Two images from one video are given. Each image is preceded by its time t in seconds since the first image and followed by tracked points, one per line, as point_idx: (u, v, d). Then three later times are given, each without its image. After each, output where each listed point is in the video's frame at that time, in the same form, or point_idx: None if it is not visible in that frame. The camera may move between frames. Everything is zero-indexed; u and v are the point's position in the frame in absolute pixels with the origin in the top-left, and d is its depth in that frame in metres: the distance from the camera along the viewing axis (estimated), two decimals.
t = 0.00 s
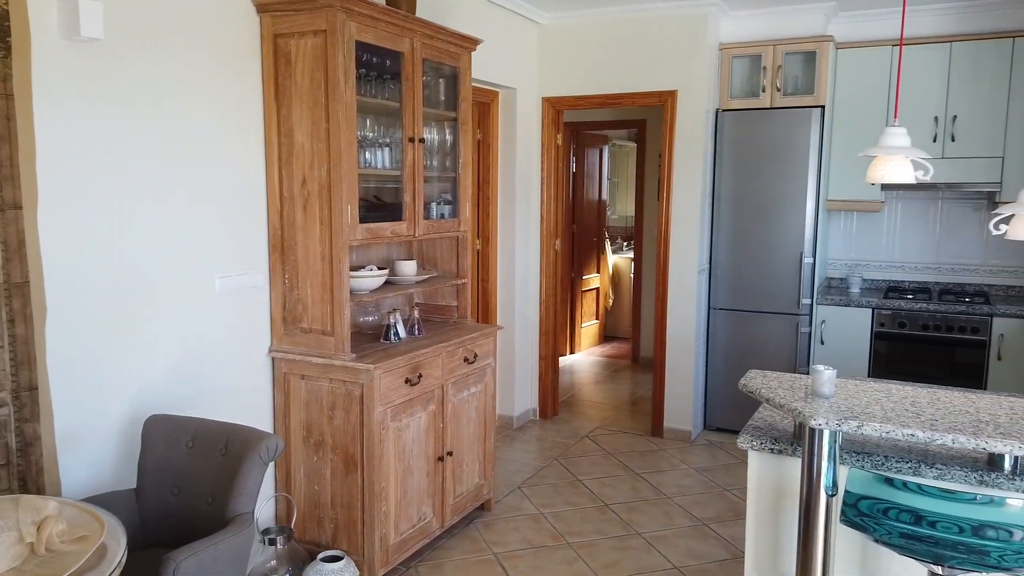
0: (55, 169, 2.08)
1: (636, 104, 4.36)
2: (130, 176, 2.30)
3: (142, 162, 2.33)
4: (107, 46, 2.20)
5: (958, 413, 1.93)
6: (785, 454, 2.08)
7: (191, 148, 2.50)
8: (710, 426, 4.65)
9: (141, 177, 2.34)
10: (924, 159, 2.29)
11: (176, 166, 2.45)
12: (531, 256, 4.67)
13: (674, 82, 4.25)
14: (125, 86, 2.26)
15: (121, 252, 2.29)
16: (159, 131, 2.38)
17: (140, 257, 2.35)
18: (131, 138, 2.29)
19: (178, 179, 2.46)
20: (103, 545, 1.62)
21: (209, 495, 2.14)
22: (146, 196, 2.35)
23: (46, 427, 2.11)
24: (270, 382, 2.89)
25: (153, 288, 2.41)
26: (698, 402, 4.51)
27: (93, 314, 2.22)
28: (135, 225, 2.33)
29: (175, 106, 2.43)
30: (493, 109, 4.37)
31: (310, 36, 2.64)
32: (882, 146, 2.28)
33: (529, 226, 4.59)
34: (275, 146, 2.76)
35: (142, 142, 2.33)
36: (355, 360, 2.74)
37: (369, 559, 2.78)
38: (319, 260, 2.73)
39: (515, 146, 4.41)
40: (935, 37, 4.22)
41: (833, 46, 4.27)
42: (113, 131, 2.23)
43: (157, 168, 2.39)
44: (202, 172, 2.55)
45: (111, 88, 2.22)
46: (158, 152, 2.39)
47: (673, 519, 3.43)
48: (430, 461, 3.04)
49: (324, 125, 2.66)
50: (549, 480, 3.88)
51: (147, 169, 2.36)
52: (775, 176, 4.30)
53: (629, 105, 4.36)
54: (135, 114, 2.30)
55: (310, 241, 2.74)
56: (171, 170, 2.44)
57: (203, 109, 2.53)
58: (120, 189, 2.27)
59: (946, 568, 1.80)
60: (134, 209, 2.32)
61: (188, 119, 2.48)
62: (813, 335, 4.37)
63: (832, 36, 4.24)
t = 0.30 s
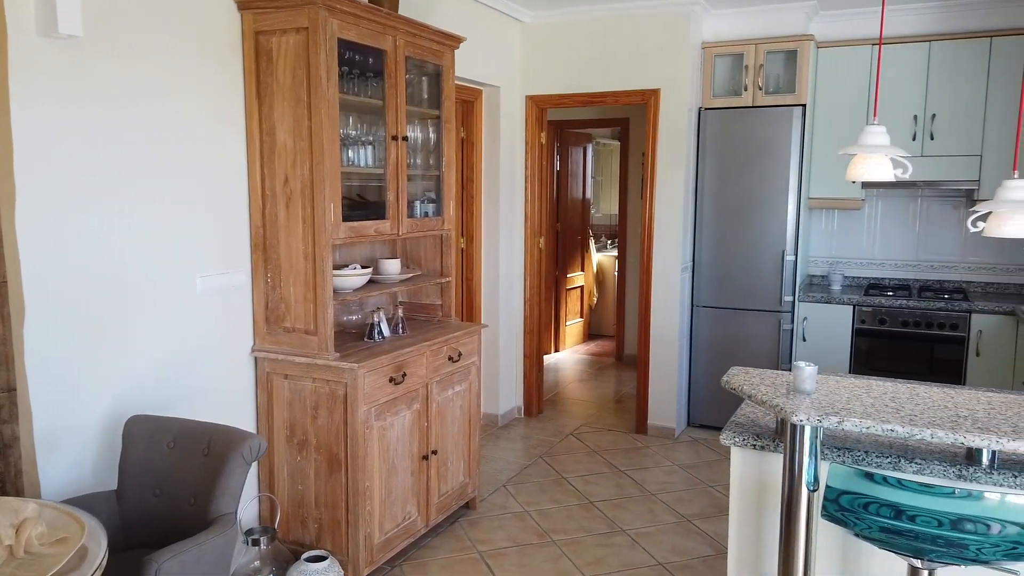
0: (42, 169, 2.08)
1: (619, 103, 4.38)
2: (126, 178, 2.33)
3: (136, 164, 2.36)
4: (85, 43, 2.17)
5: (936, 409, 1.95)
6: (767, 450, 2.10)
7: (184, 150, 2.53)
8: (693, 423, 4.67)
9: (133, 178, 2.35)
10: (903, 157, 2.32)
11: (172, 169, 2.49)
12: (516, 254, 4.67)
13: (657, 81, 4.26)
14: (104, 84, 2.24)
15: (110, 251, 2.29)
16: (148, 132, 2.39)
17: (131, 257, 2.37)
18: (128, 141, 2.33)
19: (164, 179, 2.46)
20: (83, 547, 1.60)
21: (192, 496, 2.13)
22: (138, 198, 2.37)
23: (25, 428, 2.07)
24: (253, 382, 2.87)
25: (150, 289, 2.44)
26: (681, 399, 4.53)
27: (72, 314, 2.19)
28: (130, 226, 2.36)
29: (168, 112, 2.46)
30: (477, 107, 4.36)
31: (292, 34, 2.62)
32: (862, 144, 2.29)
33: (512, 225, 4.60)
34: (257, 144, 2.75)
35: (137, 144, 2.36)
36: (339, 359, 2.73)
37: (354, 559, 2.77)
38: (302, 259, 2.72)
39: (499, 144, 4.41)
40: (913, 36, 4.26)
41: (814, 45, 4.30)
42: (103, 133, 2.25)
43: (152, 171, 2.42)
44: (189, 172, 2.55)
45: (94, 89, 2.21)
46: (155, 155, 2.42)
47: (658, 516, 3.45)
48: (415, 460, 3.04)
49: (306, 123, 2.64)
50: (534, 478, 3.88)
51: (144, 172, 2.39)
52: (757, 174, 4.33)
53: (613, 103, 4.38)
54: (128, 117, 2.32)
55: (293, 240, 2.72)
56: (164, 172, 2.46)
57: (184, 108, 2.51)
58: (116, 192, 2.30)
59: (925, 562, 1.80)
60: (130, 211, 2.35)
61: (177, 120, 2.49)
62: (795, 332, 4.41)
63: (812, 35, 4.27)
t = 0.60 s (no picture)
0: (41, 168, 2.12)
1: (604, 101, 4.39)
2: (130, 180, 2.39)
3: (136, 166, 2.41)
4: (65, 40, 2.15)
5: (917, 404, 1.97)
6: (751, 445, 2.11)
7: (183, 153, 2.57)
8: (679, 420, 4.69)
9: (114, 177, 2.33)
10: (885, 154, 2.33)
11: (172, 171, 2.53)
12: (501, 252, 4.67)
13: (642, 79, 4.27)
14: (84, 81, 2.22)
15: (91, 249, 2.28)
16: (139, 133, 2.40)
17: (113, 255, 2.35)
18: (128, 143, 2.37)
19: (145, 178, 2.44)
20: (64, 548, 1.59)
21: (174, 496, 2.11)
22: (139, 199, 2.42)
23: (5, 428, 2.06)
24: (237, 381, 2.86)
25: (150, 289, 2.48)
26: (667, 396, 4.55)
27: (52, 313, 2.17)
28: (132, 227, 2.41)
29: (168, 118, 2.50)
30: (462, 105, 4.36)
31: (274, 31, 2.61)
32: (844, 142, 2.30)
33: (498, 222, 4.59)
34: (240, 141, 2.73)
35: (137, 146, 2.40)
36: (323, 358, 2.71)
37: (339, 558, 2.76)
38: (285, 257, 2.71)
39: (484, 142, 4.41)
40: (895, 34, 4.29)
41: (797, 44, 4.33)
42: (90, 131, 2.25)
43: (153, 173, 2.47)
44: (170, 170, 2.53)
45: (89, 90, 2.24)
46: (155, 158, 2.47)
47: (643, 512, 3.46)
48: (400, 459, 3.03)
49: (290, 120, 2.63)
50: (520, 476, 3.89)
51: (144, 174, 2.44)
52: (741, 172, 4.36)
53: (598, 101, 4.38)
54: (128, 120, 2.37)
55: (276, 237, 2.71)
56: (164, 174, 2.51)
57: (165, 105, 2.49)
58: (119, 194, 2.35)
59: (906, 557, 1.81)
60: (132, 212, 2.40)
61: (165, 120, 2.49)
62: (779, 328, 4.44)
63: (795, 34, 4.29)
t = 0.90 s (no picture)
0: (19, 166, 2.09)
1: (589, 98, 4.39)
2: (135, 182, 2.45)
3: (136, 166, 2.45)
4: (43, 36, 2.13)
5: (898, 399, 1.99)
6: (735, 441, 2.12)
7: (170, 151, 2.57)
8: (664, 416, 4.71)
9: (94, 174, 2.31)
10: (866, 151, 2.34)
11: (159, 169, 2.53)
12: (486, 250, 4.67)
13: (626, 76, 4.28)
14: (62, 77, 2.19)
15: (71, 247, 2.25)
16: (119, 130, 2.38)
17: (93, 254, 2.32)
18: (128, 143, 2.42)
19: (126, 175, 2.41)
20: (44, 549, 1.57)
21: (157, 496, 2.10)
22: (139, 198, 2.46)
23: None
24: (220, 380, 2.83)
25: (131, 287, 2.46)
26: (652, 393, 4.57)
27: (31, 312, 2.15)
28: (134, 226, 2.46)
29: (161, 118, 2.52)
30: (446, 102, 4.35)
31: (256, 27, 2.59)
32: (825, 139, 2.32)
33: (483, 220, 4.59)
34: (222, 138, 2.71)
35: (137, 146, 2.45)
36: (307, 356, 2.70)
37: (325, 557, 2.75)
38: (268, 255, 2.69)
39: (469, 139, 4.40)
40: (876, 33, 4.33)
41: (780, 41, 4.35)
42: (69, 128, 2.22)
43: (154, 173, 2.51)
44: (152, 168, 2.51)
45: (68, 86, 2.21)
46: (156, 159, 2.52)
47: (628, 508, 3.48)
48: (385, 457, 3.02)
49: (272, 117, 2.61)
50: (506, 473, 3.89)
51: (144, 174, 2.48)
52: (725, 169, 4.38)
53: (582, 99, 4.39)
54: (129, 120, 2.41)
55: (260, 235, 2.69)
56: (164, 174, 2.55)
57: (146, 102, 2.47)
58: (126, 197, 2.42)
59: (887, 549, 1.82)
60: (134, 212, 2.45)
61: (146, 117, 2.47)
62: (763, 325, 4.47)
63: (778, 32, 4.31)
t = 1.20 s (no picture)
0: None
1: (574, 95, 4.39)
2: (137, 181, 2.50)
3: (123, 164, 2.45)
4: (21, 32, 2.10)
5: (880, 393, 2.01)
6: (719, 436, 2.13)
7: (152, 148, 2.55)
8: (650, 413, 4.73)
9: (75, 172, 2.28)
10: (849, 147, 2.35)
11: (141, 167, 2.51)
12: (472, 247, 4.66)
13: (611, 73, 4.29)
14: (41, 74, 2.17)
15: (51, 245, 2.22)
16: (100, 127, 2.36)
17: (74, 253, 2.30)
18: (122, 142, 2.44)
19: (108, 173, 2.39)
20: (26, 549, 1.56)
21: (140, 495, 2.08)
22: (137, 198, 2.50)
23: None
24: (204, 379, 2.82)
25: (114, 286, 2.44)
26: (638, 389, 4.58)
27: (11, 312, 2.12)
28: (134, 226, 2.50)
29: (142, 115, 2.50)
30: (431, 99, 4.34)
31: (239, 23, 2.57)
32: (808, 136, 2.33)
33: (469, 217, 4.58)
34: (205, 135, 2.69)
35: (123, 143, 2.44)
36: (292, 354, 2.69)
37: (311, 556, 2.74)
38: (252, 253, 2.67)
39: (454, 136, 4.39)
40: (859, 30, 4.36)
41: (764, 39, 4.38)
42: (49, 125, 2.20)
43: (153, 173, 2.56)
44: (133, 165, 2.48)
45: (48, 83, 2.19)
46: (155, 159, 2.56)
47: (614, 504, 3.49)
48: (371, 455, 3.02)
49: (256, 113, 2.59)
50: (492, 470, 3.89)
51: (127, 172, 2.46)
52: (710, 165, 4.40)
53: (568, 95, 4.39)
54: (129, 120, 2.45)
55: (243, 232, 2.67)
56: (147, 171, 2.53)
57: (127, 98, 2.44)
58: (127, 197, 2.47)
59: (870, 543, 1.83)
60: (135, 212, 2.50)
61: (127, 114, 2.44)
62: (747, 321, 4.49)
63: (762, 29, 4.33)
